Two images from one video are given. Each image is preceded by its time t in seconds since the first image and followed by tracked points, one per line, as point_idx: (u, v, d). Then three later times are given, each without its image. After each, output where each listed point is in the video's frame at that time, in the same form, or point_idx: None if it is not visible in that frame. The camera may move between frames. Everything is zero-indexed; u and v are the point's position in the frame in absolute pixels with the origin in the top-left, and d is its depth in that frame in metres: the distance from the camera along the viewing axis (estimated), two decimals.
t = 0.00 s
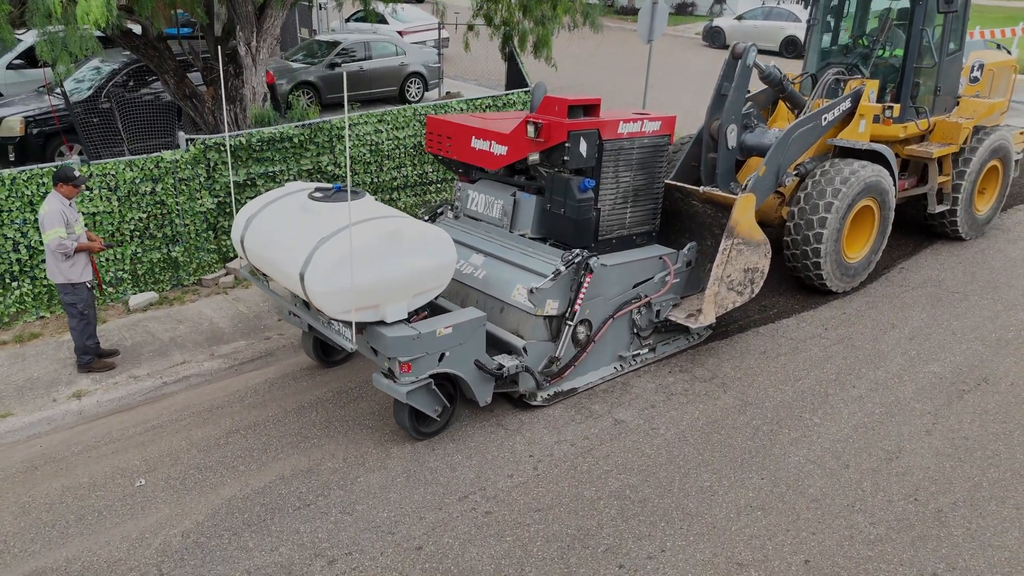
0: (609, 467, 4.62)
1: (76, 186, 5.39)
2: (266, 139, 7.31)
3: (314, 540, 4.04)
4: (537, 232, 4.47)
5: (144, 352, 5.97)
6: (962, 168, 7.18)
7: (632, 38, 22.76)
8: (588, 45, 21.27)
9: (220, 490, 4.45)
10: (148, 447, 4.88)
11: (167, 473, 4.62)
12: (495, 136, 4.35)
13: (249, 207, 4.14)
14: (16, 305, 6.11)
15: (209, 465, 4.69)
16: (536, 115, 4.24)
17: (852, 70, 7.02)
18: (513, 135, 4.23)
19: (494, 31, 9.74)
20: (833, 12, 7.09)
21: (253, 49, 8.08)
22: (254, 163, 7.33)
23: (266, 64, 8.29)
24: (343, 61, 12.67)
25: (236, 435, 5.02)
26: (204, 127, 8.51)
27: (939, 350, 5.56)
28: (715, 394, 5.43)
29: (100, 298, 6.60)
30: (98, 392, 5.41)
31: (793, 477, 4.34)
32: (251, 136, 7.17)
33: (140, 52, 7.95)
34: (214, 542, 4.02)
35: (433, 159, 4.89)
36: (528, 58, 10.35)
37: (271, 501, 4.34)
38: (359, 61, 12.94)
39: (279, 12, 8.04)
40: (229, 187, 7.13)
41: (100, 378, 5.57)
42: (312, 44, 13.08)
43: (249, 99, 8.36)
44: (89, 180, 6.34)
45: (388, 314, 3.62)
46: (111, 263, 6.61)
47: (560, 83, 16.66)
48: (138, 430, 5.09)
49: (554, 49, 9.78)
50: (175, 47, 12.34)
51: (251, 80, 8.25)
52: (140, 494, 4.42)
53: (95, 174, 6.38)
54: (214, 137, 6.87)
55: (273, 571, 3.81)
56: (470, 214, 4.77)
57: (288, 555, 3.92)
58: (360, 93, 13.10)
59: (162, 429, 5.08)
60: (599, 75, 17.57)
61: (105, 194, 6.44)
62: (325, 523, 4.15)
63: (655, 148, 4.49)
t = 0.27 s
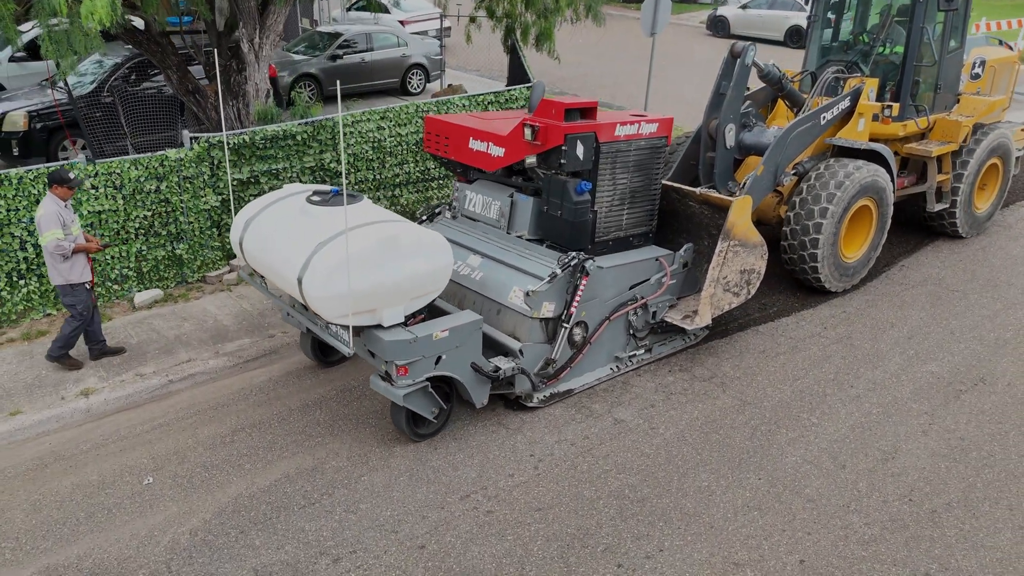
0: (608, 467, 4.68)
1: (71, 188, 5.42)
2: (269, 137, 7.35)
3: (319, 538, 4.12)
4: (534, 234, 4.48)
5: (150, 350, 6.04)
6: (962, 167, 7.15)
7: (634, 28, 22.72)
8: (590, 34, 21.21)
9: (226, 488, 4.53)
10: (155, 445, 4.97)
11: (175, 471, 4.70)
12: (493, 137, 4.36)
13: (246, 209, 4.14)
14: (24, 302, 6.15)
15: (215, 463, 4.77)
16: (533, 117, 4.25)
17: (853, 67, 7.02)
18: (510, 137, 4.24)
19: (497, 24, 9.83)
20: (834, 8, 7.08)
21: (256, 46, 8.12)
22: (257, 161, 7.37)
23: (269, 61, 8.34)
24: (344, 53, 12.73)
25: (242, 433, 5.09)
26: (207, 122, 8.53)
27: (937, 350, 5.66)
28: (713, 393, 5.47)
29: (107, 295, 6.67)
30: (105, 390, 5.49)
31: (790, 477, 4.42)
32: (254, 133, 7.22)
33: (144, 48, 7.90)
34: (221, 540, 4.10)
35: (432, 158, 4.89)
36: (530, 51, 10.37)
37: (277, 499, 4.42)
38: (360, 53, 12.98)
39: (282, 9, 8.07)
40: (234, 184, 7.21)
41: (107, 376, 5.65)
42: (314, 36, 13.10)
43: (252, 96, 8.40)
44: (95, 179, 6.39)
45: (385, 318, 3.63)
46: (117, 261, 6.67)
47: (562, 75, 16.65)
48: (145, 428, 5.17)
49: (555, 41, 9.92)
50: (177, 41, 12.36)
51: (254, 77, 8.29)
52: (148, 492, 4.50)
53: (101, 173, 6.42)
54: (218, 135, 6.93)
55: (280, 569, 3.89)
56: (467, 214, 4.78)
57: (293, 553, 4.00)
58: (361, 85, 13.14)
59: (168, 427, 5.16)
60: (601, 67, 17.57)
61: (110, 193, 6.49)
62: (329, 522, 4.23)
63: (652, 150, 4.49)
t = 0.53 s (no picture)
0: (607, 469, 4.79)
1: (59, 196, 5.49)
2: (271, 137, 7.38)
3: (323, 539, 4.24)
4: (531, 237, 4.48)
5: (154, 349, 6.12)
6: (962, 165, 7.13)
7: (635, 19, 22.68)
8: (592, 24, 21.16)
9: (231, 489, 4.64)
10: (161, 445, 5.07)
11: (180, 472, 4.81)
12: (490, 141, 4.36)
13: (244, 214, 4.13)
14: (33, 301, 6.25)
15: (220, 464, 4.88)
16: (530, 121, 4.24)
17: (852, 67, 7.00)
18: (507, 142, 4.25)
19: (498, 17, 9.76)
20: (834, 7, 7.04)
21: (258, 44, 8.14)
22: (260, 161, 7.40)
23: (270, 58, 8.36)
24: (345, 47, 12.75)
25: (247, 434, 5.20)
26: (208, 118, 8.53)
27: (936, 351, 5.82)
28: (712, 394, 5.58)
29: (111, 294, 6.74)
30: (111, 390, 5.58)
31: (786, 480, 4.56)
32: (257, 133, 7.25)
33: (145, 45, 7.92)
34: (227, 541, 4.22)
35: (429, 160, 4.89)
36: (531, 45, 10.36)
37: (281, 500, 4.54)
38: (361, 46, 13.01)
39: (283, 8, 8.09)
40: (236, 184, 7.26)
41: (113, 376, 5.75)
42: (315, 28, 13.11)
43: (254, 94, 8.43)
44: (99, 179, 6.41)
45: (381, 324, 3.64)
46: (121, 260, 6.72)
47: (563, 68, 16.65)
48: (151, 428, 5.27)
49: (558, 36, 9.77)
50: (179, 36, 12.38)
51: (256, 75, 8.32)
52: (155, 493, 4.61)
53: (105, 173, 6.45)
54: (220, 135, 7.00)
55: (284, 570, 4.02)
56: (464, 217, 4.78)
57: (298, 554, 4.12)
58: (361, 78, 13.18)
59: (174, 428, 5.26)
60: (603, 59, 17.56)
61: (114, 193, 6.53)
62: (333, 523, 4.35)
63: (649, 154, 4.50)
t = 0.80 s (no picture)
0: (606, 472, 4.92)
1: (47, 204, 5.50)
2: (272, 137, 7.40)
3: (326, 543, 4.36)
4: (526, 243, 4.47)
5: (158, 350, 6.20)
6: (960, 168, 7.08)
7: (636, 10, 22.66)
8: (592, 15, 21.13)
9: (235, 492, 4.75)
10: (165, 447, 5.17)
11: (185, 474, 4.91)
12: (486, 146, 4.35)
13: (239, 220, 4.11)
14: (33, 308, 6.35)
15: (223, 466, 4.98)
16: (525, 128, 4.23)
17: (851, 67, 6.97)
18: (502, 148, 4.24)
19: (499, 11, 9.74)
20: (834, 6, 7.01)
21: (259, 44, 8.15)
22: (261, 161, 7.43)
23: (271, 58, 8.38)
24: (345, 41, 12.78)
25: (249, 436, 5.30)
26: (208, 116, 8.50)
27: (934, 355, 6.02)
28: (710, 398, 5.73)
29: (114, 295, 6.79)
30: (115, 392, 5.67)
31: (782, 485, 4.72)
32: (258, 134, 7.27)
33: (145, 42, 7.91)
34: (231, 544, 4.33)
35: (425, 164, 4.87)
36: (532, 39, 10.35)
37: (284, 504, 4.66)
38: (360, 40, 13.03)
39: (284, 8, 8.10)
40: (237, 185, 7.26)
41: (117, 377, 5.83)
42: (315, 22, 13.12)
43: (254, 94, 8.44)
44: (102, 181, 6.48)
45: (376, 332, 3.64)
46: (124, 261, 6.77)
47: (563, 62, 16.65)
48: (154, 430, 5.37)
49: (558, 31, 9.82)
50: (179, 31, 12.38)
51: (256, 75, 8.34)
52: (160, 496, 4.72)
53: (108, 175, 6.51)
54: (222, 137, 7.04)
55: (287, 573, 4.13)
56: (460, 221, 4.76)
57: (301, 557, 4.24)
58: (360, 72, 13.20)
59: (177, 430, 5.37)
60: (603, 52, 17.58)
61: (117, 195, 6.58)
62: (335, 527, 4.47)
63: (645, 160, 4.49)
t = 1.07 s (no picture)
0: (603, 477, 5.06)
1: (34, 209, 5.52)
2: (272, 138, 7.42)
3: (326, 546, 4.45)
4: (520, 248, 4.47)
5: (159, 352, 6.26)
6: (957, 170, 7.04)
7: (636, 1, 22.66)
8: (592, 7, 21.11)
9: (237, 495, 4.84)
10: (168, 450, 5.26)
11: (187, 477, 5.00)
12: (480, 151, 4.34)
13: (233, 228, 4.11)
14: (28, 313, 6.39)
15: (225, 469, 5.07)
16: (520, 134, 4.23)
17: (848, 68, 6.92)
18: (497, 154, 4.24)
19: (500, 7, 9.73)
20: (832, 6, 6.96)
21: (258, 44, 8.16)
22: (261, 162, 7.44)
23: (271, 57, 8.39)
24: (344, 34, 12.80)
25: (251, 438, 5.39)
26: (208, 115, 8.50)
27: (932, 358, 6.19)
28: (707, 401, 5.88)
29: (115, 296, 6.84)
30: (118, 394, 5.74)
31: (777, 489, 4.88)
32: (258, 135, 7.29)
33: (145, 41, 7.93)
34: (233, 547, 4.42)
35: (420, 168, 4.87)
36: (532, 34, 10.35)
37: (285, 507, 4.75)
38: (360, 33, 13.05)
39: (284, 7, 8.11)
40: (237, 186, 7.29)
41: (119, 378, 5.90)
42: (315, 15, 13.13)
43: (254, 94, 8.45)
44: (103, 183, 6.52)
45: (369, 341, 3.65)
46: (126, 262, 6.81)
47: (563, 55, 16.65)
48: (156, 431, 5.45)
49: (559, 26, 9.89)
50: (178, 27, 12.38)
51: (256, 74, 8.35)
52: (162, 498, 4.80)
53: (109, 177, 6.55)
54: (222, 138, 7.08)
55: None
56: (455, 225, 4.76)
57: (301, 561, 4.33)
58: (359, 65, 13.23)
59: (179, 432, 5.45)
60: (603, 45, 17.61)
61: (118, 197, 6.61)
62: (335, 530, 4.56)
63: (639, 166, 4.50)
